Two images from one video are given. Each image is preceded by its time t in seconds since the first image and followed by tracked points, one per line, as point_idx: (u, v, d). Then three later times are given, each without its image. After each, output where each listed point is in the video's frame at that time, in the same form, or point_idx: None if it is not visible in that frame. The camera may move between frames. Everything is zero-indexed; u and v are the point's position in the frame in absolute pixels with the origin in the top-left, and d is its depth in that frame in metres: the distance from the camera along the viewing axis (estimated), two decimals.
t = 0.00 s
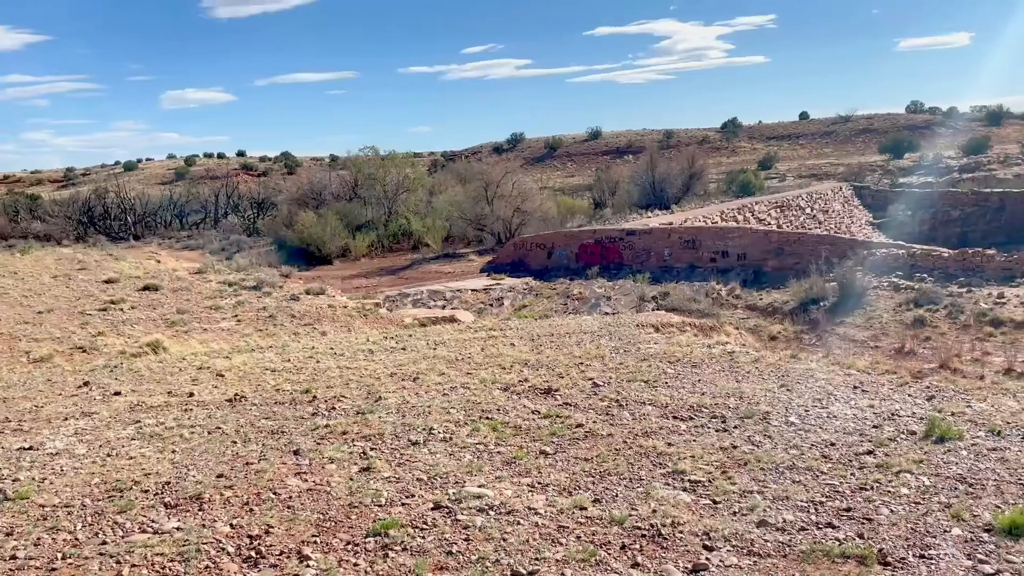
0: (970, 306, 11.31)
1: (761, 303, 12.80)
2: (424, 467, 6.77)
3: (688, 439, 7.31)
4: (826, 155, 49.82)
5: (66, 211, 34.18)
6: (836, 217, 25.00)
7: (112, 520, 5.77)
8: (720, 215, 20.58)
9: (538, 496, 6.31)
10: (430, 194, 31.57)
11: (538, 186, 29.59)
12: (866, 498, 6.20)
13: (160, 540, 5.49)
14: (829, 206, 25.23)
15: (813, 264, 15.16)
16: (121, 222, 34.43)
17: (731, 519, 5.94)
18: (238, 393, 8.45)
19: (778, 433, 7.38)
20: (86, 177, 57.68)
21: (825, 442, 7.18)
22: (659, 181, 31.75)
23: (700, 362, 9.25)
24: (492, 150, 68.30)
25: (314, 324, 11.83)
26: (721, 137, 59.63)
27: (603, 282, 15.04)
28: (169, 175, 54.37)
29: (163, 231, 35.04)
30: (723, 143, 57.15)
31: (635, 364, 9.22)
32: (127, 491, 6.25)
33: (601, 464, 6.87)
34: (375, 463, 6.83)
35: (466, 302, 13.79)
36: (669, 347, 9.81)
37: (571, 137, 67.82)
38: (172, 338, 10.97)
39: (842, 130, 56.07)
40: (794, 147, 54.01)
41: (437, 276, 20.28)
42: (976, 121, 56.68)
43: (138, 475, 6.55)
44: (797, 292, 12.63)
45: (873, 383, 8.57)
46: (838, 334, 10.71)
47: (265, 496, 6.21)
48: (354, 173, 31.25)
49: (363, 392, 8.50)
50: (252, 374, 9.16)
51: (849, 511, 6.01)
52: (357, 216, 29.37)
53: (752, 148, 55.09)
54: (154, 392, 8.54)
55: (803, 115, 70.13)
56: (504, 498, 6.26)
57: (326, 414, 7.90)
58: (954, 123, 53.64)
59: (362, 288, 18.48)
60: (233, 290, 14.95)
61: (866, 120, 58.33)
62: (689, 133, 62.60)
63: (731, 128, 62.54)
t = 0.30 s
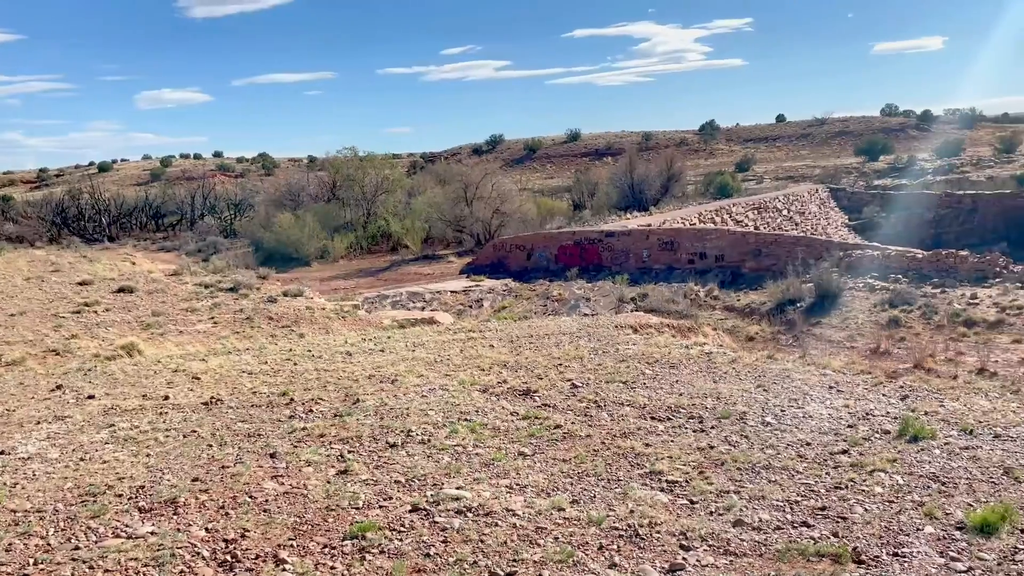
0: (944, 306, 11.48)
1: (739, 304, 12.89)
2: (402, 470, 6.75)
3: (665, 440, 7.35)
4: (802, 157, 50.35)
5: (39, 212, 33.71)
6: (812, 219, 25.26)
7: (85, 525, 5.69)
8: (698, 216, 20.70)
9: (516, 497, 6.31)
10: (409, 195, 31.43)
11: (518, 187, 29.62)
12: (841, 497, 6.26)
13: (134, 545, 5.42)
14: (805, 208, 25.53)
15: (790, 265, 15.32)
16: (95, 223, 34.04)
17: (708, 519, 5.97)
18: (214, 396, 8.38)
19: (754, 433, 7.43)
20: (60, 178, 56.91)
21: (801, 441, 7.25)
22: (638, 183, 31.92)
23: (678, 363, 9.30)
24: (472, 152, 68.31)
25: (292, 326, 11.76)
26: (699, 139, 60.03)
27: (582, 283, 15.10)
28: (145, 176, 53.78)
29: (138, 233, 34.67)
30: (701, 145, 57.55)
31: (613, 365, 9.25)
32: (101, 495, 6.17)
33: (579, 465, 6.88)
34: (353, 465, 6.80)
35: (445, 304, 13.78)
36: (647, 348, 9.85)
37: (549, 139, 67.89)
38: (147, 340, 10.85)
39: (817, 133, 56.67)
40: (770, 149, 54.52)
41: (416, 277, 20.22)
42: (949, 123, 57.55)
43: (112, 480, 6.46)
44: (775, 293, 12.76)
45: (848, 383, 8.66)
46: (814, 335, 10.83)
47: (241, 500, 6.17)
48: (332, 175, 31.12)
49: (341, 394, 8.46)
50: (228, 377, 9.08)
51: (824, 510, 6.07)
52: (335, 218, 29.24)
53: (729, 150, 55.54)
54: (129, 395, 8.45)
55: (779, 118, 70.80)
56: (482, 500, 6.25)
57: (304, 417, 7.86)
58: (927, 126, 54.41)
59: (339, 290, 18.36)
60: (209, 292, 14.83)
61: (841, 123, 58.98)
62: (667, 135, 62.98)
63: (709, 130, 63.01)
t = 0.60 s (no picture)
0: (919, 307, 11.63)
1: (717, 305, 12.99)
2: (380, 472, 6.73)
3: (644, 440, 7.39)
4: (780, 159, 50.81)
5: (11, 214, 33.26)
6: (790, 220, 25.51)
7: (58, 530, 5.62)
8: (676, 218, 20.82)
9: (495, 499, 6.31)
10: (389, 195, 31.36)
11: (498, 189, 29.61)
12: (817, 496, 6.32)
13: (107, 549, 5.36)
14: (783, 209, 25.78)
15: (768, 266, 15.46)
16: (70, 224, 33.70)
17: (686, 519, 6.01)
18: (191, 399, 8.32)
19: (732, 433, 7.49)
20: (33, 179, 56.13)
21: (778, 441, 7.32)
22: (618, 184, 32.04)
23: (657, 364, 9.35)
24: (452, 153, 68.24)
25: (270, 328, 11.69)
26: (678, 140, 60.40)
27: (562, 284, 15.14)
28: (122, 176, 53.21)
29: (113, 234, 34.30)
30: (680, 147, 57.89)
31: (593, 366, 9.28)
32: (75, 499, 6.10)
33: (558, 466, 6.90)
34: (332, 468, 6.77)
35: (425, 305, 13.76)
36: (627, 348, 9.90)
37: (529, 140, 67.93)
38: (122, 342, 10.74)
39: (795, 135, 57.25)
40: (748, 151, 54.97)
41: (395, 279, 20.16)
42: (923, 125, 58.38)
43: (86, 484, 6.39)
44: (753, 294, 12.87)
45: (825, 383, 8.76)
46: (792, 335, 10.94)
47: (218, 503, 6.12)
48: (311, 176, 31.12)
49: (319, 396, 8.43)
50: (205, 379, 9.01)
51: (799, 509, 6.13)
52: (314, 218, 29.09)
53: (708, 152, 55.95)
54: (104, 398, 8.36)
55: (758, 120, 71.42)
56: (461, 501, 6.25)
57: (281, 419, 7.82)
58: (902, 128, 55.18)
59: (318, 292, 18.28)
60: (186, 294, 14.71)
61: (818, 125, 59.58)
62: (647, 136, 63.32)
63: (688, 132, 63.42)
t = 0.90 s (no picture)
0: (896, 307, 11.76)
1: (697, 306, 13.06)
2: (359, 474, 6.70)
3: (623, 441, 7.41)
4: (759, 160, 51.23)
5: None
6: (769, 222, 25.71)
7: (32, 534, 5.54)
8: (657, 220, 20.92)
9: (475, 500, 6.30)
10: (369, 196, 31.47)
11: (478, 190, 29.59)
12: (794, 495, 6.37)
13: (81, 554, 5.29)
14: (762, 211, 25.98)
15: (747, 267, 15.58)
16: (45, 225, 33.44)
17: (665, 519, 6.03)
18: (168, 401, 8.24)
19: (711, 433, 7.54)
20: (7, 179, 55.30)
21: (756, 441, 7.37)
22: (599, 186, 32.12)
23: (637, 364, 9.39)
24: (434, 154, 68.12)
25: (249, 330, 11.60)
26: (659, 142, 60.71)
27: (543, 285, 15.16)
28: (98, 176, 52.56)
29: (89, 235, 33.92)
30: (661, 149, 58.19)
31: (573, 367, 9.30)
32: (49, 504, 6.01)
33: (538, 467, 6.90)
34: (310, 471, 6.73)
35: (406, 307, 13.72)
36: (607, 349, 9.93)
37: (510, 141, 67.94)
38: (98, 345, 10.61)
39: (773, 137, 57.74)
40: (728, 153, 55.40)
41: (376, 280, 20.09)
42: (899, 128, 59.10)
43: (60, 488, 6.30)
44: (732, 295, 12.95)
45: (802, 383, 8.83)
46: (770, 336, 11.03)
47: (194, 507, 6.06)
48: (290, 176, 30.81)
49: (298, 398, 8.38)
50: (182, 382, 8.92)
51: (777, 509, 6.17)
52: (293, 219, 28.64)
53: (688, 154, 56.29)
54: (79, 401, 8.26)
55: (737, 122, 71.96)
56: (441, 503, 6.23)
57: (259, 421, 7.77)
58: (879, 130, 55.86)
59: (298, 293, 18.17)
60: (164, 296, 14.56)
61: (797, 127, 60.15)
62: (628, 138, 63.57)
63: (668, 133, 63.78)
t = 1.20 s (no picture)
0: (874, 308, 11.88)
1: (678, 307, 13.13)
2: (339, 476, 6.68)
3: (603, 442, 7.44)
4: (739, 163, 51.65)
5: None
6: (749, 224, 25.88)
7: (6, 539, 5.47)
8: (638, 221, 20.99)
9: (455, 502, 6.29)
10: (350, 197, 31.31)
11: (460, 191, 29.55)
12: (772, 495, 6.42)
13: (55, 559, 5.22)
14: (742, 213, 26.14)
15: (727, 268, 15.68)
16: (20, 226, 33.32)
17: (645, 520, 6.05)
18: (145, 404, 8.17)
19: (691, 434, 7.59)
20: None
21: (736, 441, 7.42)
22: (580, 188, 32.20)
23: (618, 365, 9.43)
24: (417, 155, 67.99)
25: (228, 332, 11.52)
26: (641, 144, 60.99)
27: (525, 287, 15.17)
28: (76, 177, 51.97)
29: (66, 236, 33.62)
30: (642, 151, 58.48)
31: (554, 368, 9.32)
32: (23, 508, 5.94)
33: (518, 468, 6.91)
34: (289, 473, 6.70)
35: (387, 308, 13.68)
36: (587, 350, 9.97)
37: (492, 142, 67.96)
38: (75, 347, 10.49)
39: (752, 140, 58.24)
40: (709, 155, 55.77)
41: (357, 282, 20.04)
42: (877, 131, 59.78)
43: (35, 491, 6.23)
44: (712, 296, 13.03)
45: (781, 383, 8.90)
46: (751, 337, 11.12)
47: (172, 510, 6.00)
48: (270, 177, 30.47)
49: (277, 400, 8.34)
50: (160, 384, 8.83)
51: (755, 508, 6.22)
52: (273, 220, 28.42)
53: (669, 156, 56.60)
54: (55, 404, 8.17)
55: (717, 124, 72.51)
56: (421, 505, 6.22)
57: (238, 424, 7.72)
58: (856, 133, 56.57)
59: (277, 295, 18.06)
60: (142, 297, 14.43)
61: (777, 130, 60.68)
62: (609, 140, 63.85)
63: (649, 135, 64.11)
